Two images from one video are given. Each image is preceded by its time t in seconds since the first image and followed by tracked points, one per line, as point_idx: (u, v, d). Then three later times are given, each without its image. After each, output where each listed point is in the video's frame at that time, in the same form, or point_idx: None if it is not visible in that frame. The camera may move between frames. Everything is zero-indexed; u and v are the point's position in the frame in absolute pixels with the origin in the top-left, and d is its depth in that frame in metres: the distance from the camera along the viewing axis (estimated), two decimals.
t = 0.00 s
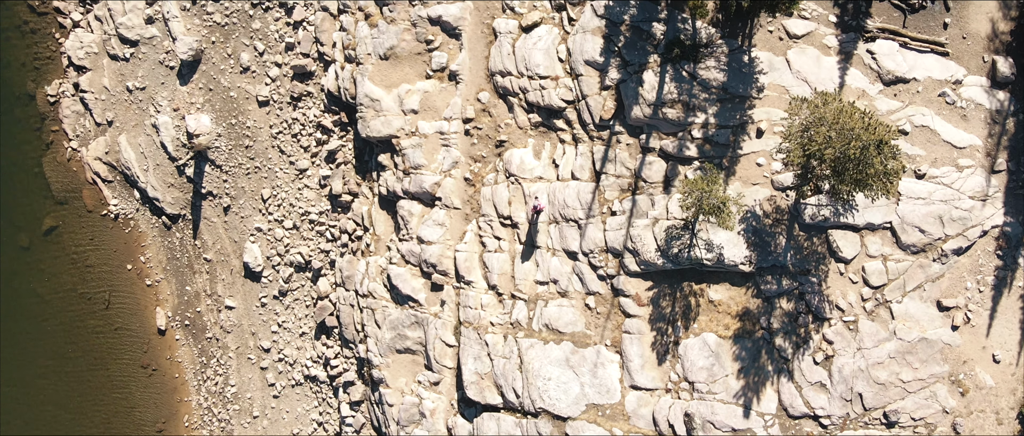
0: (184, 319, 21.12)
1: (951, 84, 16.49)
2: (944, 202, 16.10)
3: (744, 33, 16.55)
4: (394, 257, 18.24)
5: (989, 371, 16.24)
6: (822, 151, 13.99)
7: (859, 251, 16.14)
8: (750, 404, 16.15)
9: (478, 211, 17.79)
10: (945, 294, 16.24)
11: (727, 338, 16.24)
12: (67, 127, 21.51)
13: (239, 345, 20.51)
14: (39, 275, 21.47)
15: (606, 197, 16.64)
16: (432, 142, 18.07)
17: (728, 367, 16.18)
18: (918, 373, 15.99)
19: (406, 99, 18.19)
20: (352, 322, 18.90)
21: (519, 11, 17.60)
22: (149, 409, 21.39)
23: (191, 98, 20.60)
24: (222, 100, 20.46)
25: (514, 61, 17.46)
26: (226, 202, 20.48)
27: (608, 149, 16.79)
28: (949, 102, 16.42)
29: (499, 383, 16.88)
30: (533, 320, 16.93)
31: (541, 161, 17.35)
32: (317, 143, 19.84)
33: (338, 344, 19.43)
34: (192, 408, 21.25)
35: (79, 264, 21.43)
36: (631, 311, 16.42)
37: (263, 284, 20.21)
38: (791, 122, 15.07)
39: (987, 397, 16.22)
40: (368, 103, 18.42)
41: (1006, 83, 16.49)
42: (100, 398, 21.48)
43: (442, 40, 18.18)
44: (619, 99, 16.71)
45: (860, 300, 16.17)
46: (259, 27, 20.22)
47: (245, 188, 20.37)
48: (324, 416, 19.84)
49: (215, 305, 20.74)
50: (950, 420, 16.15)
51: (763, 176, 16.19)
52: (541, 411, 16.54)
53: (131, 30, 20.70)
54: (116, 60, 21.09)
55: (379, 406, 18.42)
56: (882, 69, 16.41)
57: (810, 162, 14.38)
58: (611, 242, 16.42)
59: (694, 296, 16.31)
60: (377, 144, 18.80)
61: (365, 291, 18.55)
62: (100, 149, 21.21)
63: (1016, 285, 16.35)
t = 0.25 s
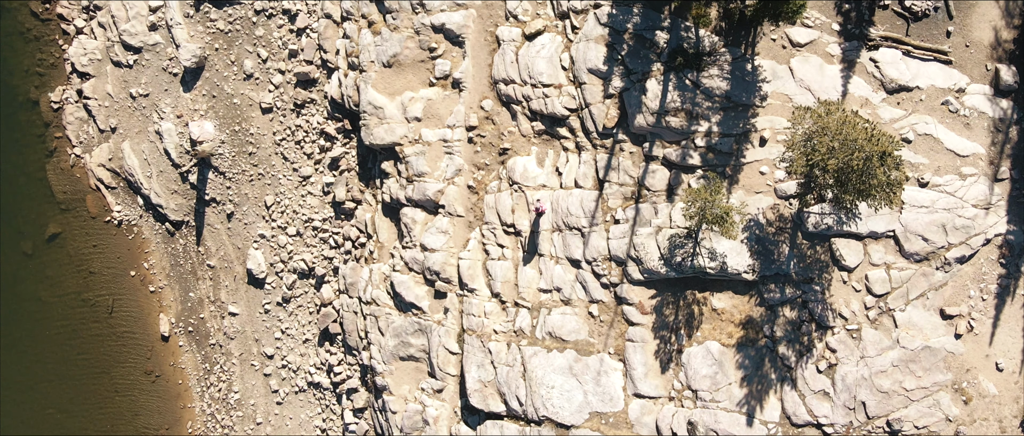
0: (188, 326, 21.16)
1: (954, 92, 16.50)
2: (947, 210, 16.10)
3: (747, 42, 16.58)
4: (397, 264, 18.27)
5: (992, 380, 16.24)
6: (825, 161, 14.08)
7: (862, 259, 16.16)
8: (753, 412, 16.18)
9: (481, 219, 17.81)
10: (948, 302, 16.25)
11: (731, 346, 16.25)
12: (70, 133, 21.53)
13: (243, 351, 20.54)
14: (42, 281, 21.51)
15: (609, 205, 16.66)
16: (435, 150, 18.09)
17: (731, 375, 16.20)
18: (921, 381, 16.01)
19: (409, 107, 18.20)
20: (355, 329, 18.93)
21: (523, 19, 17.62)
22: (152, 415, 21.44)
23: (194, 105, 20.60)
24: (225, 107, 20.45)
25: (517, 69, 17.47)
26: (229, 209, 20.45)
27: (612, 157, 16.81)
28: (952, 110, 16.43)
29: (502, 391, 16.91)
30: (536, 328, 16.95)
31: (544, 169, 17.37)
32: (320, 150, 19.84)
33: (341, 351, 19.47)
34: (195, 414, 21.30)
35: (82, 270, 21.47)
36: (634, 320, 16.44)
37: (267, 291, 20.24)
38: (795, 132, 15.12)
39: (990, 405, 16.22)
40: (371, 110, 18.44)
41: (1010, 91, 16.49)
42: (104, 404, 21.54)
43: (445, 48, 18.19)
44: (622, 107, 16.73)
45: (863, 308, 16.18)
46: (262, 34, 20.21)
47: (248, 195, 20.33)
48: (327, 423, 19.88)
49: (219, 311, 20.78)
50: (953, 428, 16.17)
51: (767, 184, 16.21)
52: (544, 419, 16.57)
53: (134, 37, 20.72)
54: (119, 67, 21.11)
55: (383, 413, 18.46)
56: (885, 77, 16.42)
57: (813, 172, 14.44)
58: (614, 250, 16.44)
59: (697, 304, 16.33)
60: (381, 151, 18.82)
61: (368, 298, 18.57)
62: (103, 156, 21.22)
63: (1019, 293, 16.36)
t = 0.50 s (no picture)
0: (191, 332, 21.21)
1: (957, 100, 16.51)
2: (951, 219, 16.13)
3: (751, 50, 16.59)
4: (401, 271, 18.31)
5: (996, 388, 16.26)
6: (828, 171, 14.07)
7: (866, 267, 16.18)
8: (756, 420, 16.22)
9: (485, 227, 17.85)
10: (951, 311, 16.27)
11: (734, 354, 16.29)
12: (74, 140, 21.55)
13: (246, 358, 20.59)
14: (46, 287, 21.56)
15: (613, 213, 16.70)
16: (438, 158, 18.11)
17: (734, 383, 16.23)
18: (924, 389, 16.05)
19: (413, 114, 18.23)
20: (359, 336, 18.97)
21: (526, 27, 17.65)
22: (156, 421, 21.51)
23: (198, 112, 20.60)
24: (229, 114, 20.46)
25: (521, 77, 17.50)
26: (233, 215, 20.45)
27: (615, 165, 16.83)
28: (955, 119, 16.45)
29: (506, 398, 16.95)
30: (540, 336, 16.99)
31: (547, 177, 17.40)
32: (324, 157, 19.85)
33: (344, 357, 19.51)
34: (198, 420, 21.36)
35: (86, 276, 21.51)
36: (637, 328, 16.48)
37: (270, 298, 20.27)
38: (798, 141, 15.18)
39: (993, 413, 16.23)
40: (375, 117, 18.45)
41: (1013, 100, 16.50)
42: (108, 409, 21.61)
43: (449, 55, 18.22)
44: (626, 116, 16.76)
45: (866, 316, 16.21)
46: (266, 41, 20.20)
47: (252, 201, 20.34)
48: (331, 429, 19.93)
49: (223, 318, 20.82)
50: None
51: (770, 193, 16.23)
52: (547, 426, 16.61)
53: (138, 44, 20.73)
54: (123, 73, 21.11)
55: (386, 420, 18.51)
56: (888, 86, 16.43)
57: (816, 182, 14.51)
58: (618, 258, 16.49)
59: (700, 312, 16.37)
60: (384, 158, 18.85)
61: (372, 306, 18.61)
62: (107, 162, 21.24)
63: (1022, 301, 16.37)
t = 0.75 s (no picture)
0: (195, 338, 21.26)
1: (960, 109, 16.53)
2: (953, 227, 16.15)
3: (754, 58, 16.62)
4: (404, 279, 18.34)
5: (999, 396, 16.27)
6: (831, 181, 14.14)
7: (869, 276, 16.21)
8: (759, 428, 16.26)
9: (488, 234, 17.88)
10: (954, 319, 16.29)
11: (737, 362, 16.32)
12: (78, 146, 21.59)
13: (250, 364, 20.65)
14: (49, 292, 21.60)
15: (616, 221, 16.73)
16: (442, 165, 18.13)
17: (737, 391, 16.27)
18: (927, 397, 16.07)
19: (416, 122, 18.26)
20: (362, 342, 19.00)
21: (529, 35, 17.68)
22: (159, 427, 21.59)
23: (201, 118, 20.59)
24: (232, 120, 20.43)
25: (524, 84, 17.54)
26: (236, 222, 20.46)
27: (618, 173, 16.86)
28: (958, 127, 16.47)
29: (509, 406, 16.99)
30: (543, 344, 17.02)
31: (551, 184, 17.43)
32: (327, 163, 19.82)
33: (348, 364, 19.56)
34: (202, 426, 21.44)
35: (89, 282, 21.56)
36: (640, 335, 16.50)
37: (274, 304, 20.31)
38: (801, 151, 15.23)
39: (996, 421, 16.25)
40: (378, 125, 18.49)
41: (1016, 108, 16.51)
42: (111, 414, 21.69)
43: (452, 63, 18.24)
44: (629, 124, 16.79)
45: (869, 324, 16.23)
46: (269, 47, 20.19)
47: (255, 208, 20.34)
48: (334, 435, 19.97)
49: (226, 324, 20.87)
50: None
51: (773, 201, 16.26)
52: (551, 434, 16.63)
53: (141, 51, 20.74)
54: (126, 80, 21.12)
55: (389, 427, 18.56)
56: (891, 94, 16.45)
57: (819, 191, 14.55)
58: (621, 266, 16.52)
59: (703, 320, 16.40)
60: (387, 165, 18.87)
61: (375, 312, 18.65)
62: (110, 168, 21.26)
63: None
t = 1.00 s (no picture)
0: (198, 344, 21.29)
1: (962, 117, 16.55)
2: (956, 235, 16.16)
3: (757, 67, 16.63)
4: (408, 286, 18.37)
5: (1001, 404, 16.29)
6: (834, 192, 14.13)
7: (872, 284, 16.22)
8: None
9: (491, 242, 17.91)
10: (957, 327, 16.30)
11: (740, 370, 16.36)
12: (81, 153, 21.61)
13: (253, 370, 20.69)
14: (53, 298, 21.66)
15: (619, 229, 16.76)
16: (445, 173, 18.16)
17: (740, 399, 16.29)
18: (930, 405, 16.09)
19: (419, 129, 18.27)
20: (366, 350, 19.05)
21: (532, 43, 17.70)
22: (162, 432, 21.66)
23: (205, 125, 20.59)
24: (235, 127, 20.44)
25: (527, 93, 17.56)
26: (240, 228, 20.48)
27: (621, 181, 16.89)
28: (961, 135, 16.48)
29: (512, 414, 17.04)
30: (546, 352, 17.06)
31: (554, 192, 17.46)
32: (330, 170, 19.85)
33: (351, 371, 19.61)
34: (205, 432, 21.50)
35: (93, 288, 21.62)
36: (643, 344, 16.54)
37: (277, 311, 20.35)
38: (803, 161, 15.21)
39: (999, 429, 16.26)
40: (381, 132, 18.49)
41: (1019, 116, 16.51)
42: (114, 420, 21.77)
43: (455, 71, 18.26)
44: (632, 132, 16.81)
45: (872, 333, 16.26)
46: (272, 55, 20.19)
47: (258, 214, 20.36)
48: None
49: (229, 330, 20.90)
50: None
51: (776, 209, 16.29)
52: None
53: (144, 58, 20.74)
54: (130, 86, 21.14)
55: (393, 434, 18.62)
56: (894, 102, 16.47)
57: (821, 201, 14.55)
58: (624, 274, 16.55)
59: (706, 329, 16.44)
60: (390, 173, 18.89)
61: (379, 320, 18.70)
62: (114, 175, 21.28)
63: None
